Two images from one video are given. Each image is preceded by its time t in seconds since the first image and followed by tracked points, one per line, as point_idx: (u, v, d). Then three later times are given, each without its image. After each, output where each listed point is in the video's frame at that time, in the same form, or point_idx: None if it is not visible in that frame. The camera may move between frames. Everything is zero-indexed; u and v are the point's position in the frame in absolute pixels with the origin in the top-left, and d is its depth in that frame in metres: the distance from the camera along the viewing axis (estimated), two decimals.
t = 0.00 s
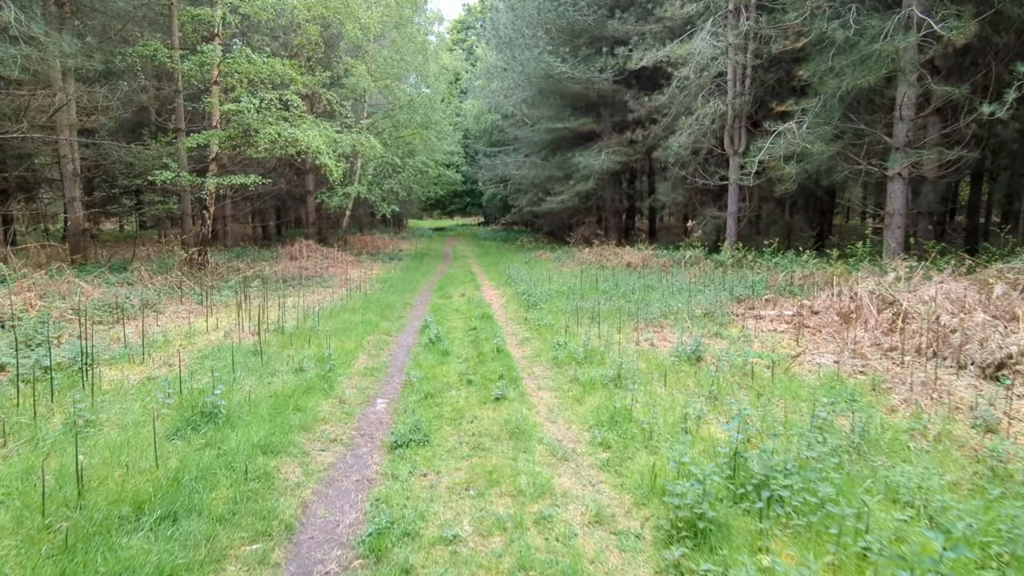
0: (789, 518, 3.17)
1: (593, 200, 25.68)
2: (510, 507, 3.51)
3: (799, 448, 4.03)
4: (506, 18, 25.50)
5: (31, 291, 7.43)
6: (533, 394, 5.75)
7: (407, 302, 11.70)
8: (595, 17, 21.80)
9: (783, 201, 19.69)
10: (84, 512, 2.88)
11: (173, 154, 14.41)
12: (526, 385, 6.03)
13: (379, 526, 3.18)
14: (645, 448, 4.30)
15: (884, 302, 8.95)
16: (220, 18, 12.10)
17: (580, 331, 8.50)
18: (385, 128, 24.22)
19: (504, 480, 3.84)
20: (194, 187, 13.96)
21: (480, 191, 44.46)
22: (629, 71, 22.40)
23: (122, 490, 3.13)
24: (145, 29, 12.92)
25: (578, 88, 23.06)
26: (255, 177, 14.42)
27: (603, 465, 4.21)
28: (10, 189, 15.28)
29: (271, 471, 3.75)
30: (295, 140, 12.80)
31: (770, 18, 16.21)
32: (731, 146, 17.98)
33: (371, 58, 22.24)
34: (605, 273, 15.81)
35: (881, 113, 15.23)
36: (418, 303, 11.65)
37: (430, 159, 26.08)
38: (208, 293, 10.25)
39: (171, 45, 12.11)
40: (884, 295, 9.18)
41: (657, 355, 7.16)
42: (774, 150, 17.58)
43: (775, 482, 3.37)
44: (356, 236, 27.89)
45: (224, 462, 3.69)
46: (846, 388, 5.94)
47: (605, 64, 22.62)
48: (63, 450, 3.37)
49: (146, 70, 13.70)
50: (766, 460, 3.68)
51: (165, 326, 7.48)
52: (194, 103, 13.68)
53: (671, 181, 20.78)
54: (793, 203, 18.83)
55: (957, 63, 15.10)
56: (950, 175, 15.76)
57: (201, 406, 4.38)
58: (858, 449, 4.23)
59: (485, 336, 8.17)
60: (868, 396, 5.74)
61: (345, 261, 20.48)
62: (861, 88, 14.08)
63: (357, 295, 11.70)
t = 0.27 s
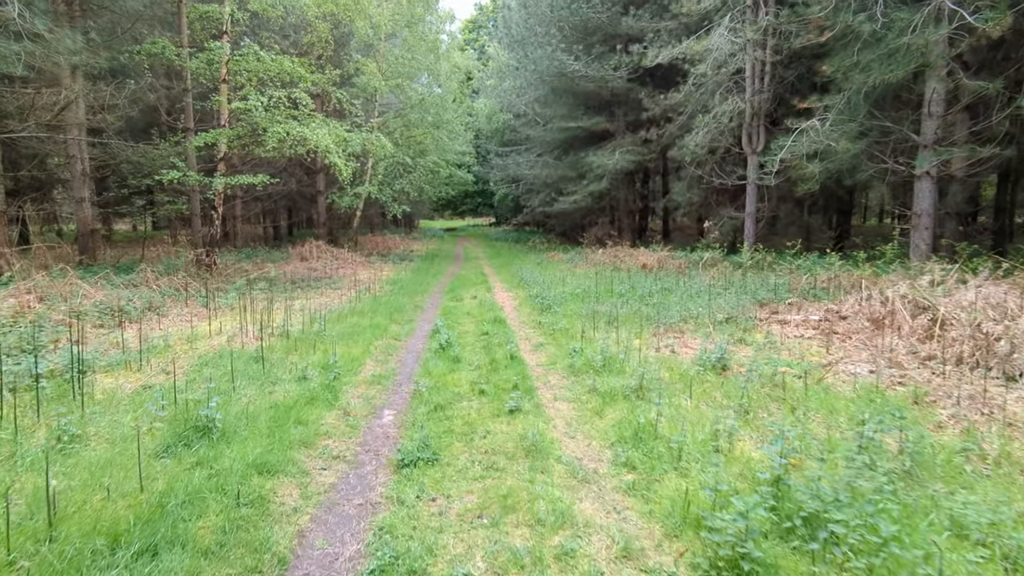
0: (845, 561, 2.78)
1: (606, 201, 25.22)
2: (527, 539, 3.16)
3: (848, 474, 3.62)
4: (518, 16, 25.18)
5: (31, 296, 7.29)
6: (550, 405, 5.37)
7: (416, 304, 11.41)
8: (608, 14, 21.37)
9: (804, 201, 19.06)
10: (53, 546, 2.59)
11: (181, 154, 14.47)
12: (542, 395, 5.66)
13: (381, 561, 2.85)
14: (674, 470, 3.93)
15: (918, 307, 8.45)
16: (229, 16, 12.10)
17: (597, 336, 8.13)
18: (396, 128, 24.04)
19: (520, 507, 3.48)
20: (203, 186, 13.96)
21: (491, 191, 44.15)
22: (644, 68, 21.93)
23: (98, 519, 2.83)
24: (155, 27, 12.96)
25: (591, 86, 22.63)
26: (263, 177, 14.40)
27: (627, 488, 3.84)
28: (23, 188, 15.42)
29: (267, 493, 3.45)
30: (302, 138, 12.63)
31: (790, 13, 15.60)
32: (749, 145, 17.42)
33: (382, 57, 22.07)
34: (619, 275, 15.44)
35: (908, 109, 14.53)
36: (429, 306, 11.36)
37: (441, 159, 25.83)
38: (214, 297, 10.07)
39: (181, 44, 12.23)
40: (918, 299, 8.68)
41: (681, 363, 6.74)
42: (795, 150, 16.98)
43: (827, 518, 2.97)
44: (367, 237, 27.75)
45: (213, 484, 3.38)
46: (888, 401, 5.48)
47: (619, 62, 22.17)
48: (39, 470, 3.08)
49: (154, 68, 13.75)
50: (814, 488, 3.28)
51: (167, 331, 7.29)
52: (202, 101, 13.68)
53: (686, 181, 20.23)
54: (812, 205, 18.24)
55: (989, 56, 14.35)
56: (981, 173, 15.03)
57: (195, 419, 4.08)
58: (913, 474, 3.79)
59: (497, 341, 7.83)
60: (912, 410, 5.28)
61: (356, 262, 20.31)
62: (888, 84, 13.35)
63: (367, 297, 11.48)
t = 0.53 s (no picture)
0: None
1: (618, 200, 24.73)
2: None
3: (907, 504, 3.20)
4: (528, 14, 24.82)
5: (27, 300, 7.11)
6: (567, 419, 4.99)
7: (425, 306, 11.08)
8: (621, 10, 20.90)
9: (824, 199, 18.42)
10: None
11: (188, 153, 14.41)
12: (558, 406, 5.28)
13: None
14: (708, 496, 3.54)
15: (956, 311, 7.93)
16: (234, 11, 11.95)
17: (614, 342, 7.72)
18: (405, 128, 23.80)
19: (538, 540, 3.11)
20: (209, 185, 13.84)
21: (502, 190, 43.81)
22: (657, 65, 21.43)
23: (64, 555, 2.52)
24: (161, 26, 12.86)
25: (603, 84, 22.15)
26: (269, 176, 14.25)
27: (655, 516, 3.46)
28: (34, 188, 15.48)
29: (256, 522, 3.11)
30: (310, 135, 12.38)
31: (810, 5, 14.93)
32: (766, 143, 16.91)
33: (392, 55, 21.88)
34: (633, 276, 15.03)
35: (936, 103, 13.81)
36: (438, 308, 11.02)
37: (451, 158, 25.54)
38: (218, 299, 9.84)
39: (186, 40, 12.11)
40: (955, 302, 8.15)
41: (705, 371, 6.31)
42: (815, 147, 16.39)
43: (895, 564, 2.55)
44: (376, 237, 27.56)
45: (196, 513, 3.04)
46: (935, 415, 5.01)
47: (632, 59, 21.70)
48: (0, 498, 2.77)
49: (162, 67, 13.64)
50: (873, 521, 2.88)
51: (167, 335, 7.07)
52: (209, 99, 13.55)
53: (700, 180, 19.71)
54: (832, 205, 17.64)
55: None
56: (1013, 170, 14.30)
57: (182, 437, 3.76)
58: (979, 504, 3.36)
59: (508, 347, 7.46)
60: (964, 425, 4.80)
61: (365, 263, 20.07)
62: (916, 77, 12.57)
63: (375, 299, 11.19)
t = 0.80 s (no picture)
0: None
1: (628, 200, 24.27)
2: None
3: (974, 546, 2.78)
4: (536, 11, 24.46)
5: (18, 306, 6.90)
6: (580, 436, 4.62)
7: (430, 310, 10.75)
8: (631, 6, 20.48)
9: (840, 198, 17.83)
10: None
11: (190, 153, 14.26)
12: (571, 422, 4.91)
13: None
14: (744, 534, 3.14)
15: (992, 318, 7.47)
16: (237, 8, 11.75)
17: (628, 350, 7.34)
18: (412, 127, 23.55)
19: None
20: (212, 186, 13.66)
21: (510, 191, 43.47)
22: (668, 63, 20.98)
23: None
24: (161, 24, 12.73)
25: (613, 82, 21.73)
26: (272, 176, 14.02)
27: (682, 553, 3.08)
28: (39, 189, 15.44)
29: (236, 562, 2.78)
30: (313, 134, 12.15)
31: None
32: (780, 141, 16.38)
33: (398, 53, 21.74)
34: (644, 278, 14.65)
35: (962, 98, 13.19)
36: (444, 312, 10.69)
37: (458, 158, 25.24)
38: (218, 303, 9.59)
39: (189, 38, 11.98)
40: (990, 307, 7.67)
41: (727, 383, 5.90)
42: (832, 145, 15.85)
43: None
44: (383, 237, 27.32)
45: (167, 554, 2.71)
46: (984, 434, 4.56)
47: (642, 57, 21.27)
48: None
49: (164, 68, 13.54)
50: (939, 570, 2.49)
51: (160, 342, 6.81)
52: (211, 98, 13.35)
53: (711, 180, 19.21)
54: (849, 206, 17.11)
55: None
56: None
57: (161, 461, 3.43)
58: None
59: (516, 354, 7.11)
60: (1018, 447, 4.34)
61: (370, 264, 19.80)
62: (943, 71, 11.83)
63: (380, 302, 10.88)
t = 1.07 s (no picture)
0: None
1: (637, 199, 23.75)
2: None
3: None
4: (543, 8, 24.04)
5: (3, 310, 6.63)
6: (594, 455, 4.20)
7: (434, 312, 10.36)
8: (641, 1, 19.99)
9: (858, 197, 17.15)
10: None
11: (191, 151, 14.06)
12: (583, 439, 4.49)
13: None
14: None
15: None
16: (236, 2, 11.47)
17: (642, 356, 6.90)
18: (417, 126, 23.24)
19: None
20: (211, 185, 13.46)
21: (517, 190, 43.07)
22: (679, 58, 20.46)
23: None
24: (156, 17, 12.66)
25: (622, 79, 21.24)
26: (273, 175, 13.73)
27: None
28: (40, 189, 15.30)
29: None
30: (314, 130, 11.96)
31: None
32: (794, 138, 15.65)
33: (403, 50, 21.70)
34: (654, 279, 14.20)
35: (990, 91, 12.50)
36: (448, 314, 10.30)
37: (464, 156, 24.88)
38: (214, 306, 9.28)
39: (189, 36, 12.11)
40: None
41: (752, 394, 5.44)
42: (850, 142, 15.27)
43: None
44: (389, 237, 27.03)
45: None
46: None
47: (651, 52, 20.77)
48: None
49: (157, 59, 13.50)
50: None
51: (147, 348, 6.50)
52: (211, 95, 13.11)
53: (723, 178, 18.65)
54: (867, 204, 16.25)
55: None
56: None
57: (126, 489, 3.06)
58: None
59: (524, 361, 6.70)
60: None
61: (374, 265, 19.48)
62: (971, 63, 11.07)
63: (382, 304, 10.53)
